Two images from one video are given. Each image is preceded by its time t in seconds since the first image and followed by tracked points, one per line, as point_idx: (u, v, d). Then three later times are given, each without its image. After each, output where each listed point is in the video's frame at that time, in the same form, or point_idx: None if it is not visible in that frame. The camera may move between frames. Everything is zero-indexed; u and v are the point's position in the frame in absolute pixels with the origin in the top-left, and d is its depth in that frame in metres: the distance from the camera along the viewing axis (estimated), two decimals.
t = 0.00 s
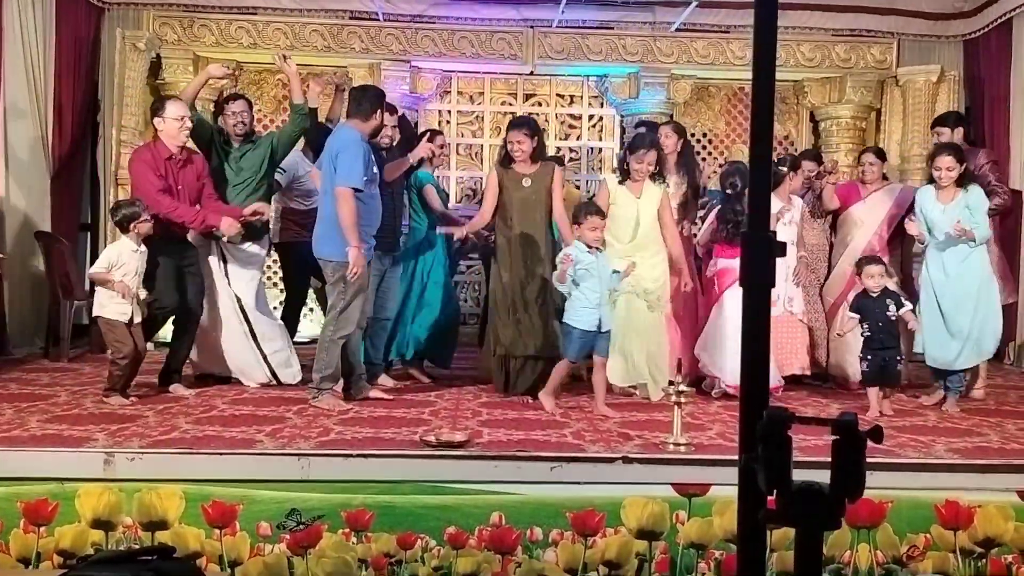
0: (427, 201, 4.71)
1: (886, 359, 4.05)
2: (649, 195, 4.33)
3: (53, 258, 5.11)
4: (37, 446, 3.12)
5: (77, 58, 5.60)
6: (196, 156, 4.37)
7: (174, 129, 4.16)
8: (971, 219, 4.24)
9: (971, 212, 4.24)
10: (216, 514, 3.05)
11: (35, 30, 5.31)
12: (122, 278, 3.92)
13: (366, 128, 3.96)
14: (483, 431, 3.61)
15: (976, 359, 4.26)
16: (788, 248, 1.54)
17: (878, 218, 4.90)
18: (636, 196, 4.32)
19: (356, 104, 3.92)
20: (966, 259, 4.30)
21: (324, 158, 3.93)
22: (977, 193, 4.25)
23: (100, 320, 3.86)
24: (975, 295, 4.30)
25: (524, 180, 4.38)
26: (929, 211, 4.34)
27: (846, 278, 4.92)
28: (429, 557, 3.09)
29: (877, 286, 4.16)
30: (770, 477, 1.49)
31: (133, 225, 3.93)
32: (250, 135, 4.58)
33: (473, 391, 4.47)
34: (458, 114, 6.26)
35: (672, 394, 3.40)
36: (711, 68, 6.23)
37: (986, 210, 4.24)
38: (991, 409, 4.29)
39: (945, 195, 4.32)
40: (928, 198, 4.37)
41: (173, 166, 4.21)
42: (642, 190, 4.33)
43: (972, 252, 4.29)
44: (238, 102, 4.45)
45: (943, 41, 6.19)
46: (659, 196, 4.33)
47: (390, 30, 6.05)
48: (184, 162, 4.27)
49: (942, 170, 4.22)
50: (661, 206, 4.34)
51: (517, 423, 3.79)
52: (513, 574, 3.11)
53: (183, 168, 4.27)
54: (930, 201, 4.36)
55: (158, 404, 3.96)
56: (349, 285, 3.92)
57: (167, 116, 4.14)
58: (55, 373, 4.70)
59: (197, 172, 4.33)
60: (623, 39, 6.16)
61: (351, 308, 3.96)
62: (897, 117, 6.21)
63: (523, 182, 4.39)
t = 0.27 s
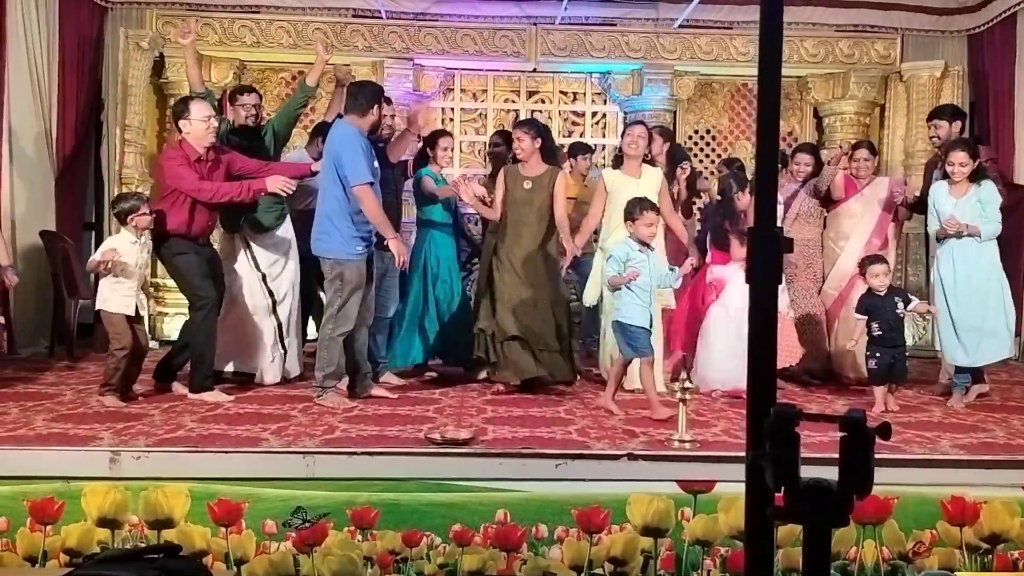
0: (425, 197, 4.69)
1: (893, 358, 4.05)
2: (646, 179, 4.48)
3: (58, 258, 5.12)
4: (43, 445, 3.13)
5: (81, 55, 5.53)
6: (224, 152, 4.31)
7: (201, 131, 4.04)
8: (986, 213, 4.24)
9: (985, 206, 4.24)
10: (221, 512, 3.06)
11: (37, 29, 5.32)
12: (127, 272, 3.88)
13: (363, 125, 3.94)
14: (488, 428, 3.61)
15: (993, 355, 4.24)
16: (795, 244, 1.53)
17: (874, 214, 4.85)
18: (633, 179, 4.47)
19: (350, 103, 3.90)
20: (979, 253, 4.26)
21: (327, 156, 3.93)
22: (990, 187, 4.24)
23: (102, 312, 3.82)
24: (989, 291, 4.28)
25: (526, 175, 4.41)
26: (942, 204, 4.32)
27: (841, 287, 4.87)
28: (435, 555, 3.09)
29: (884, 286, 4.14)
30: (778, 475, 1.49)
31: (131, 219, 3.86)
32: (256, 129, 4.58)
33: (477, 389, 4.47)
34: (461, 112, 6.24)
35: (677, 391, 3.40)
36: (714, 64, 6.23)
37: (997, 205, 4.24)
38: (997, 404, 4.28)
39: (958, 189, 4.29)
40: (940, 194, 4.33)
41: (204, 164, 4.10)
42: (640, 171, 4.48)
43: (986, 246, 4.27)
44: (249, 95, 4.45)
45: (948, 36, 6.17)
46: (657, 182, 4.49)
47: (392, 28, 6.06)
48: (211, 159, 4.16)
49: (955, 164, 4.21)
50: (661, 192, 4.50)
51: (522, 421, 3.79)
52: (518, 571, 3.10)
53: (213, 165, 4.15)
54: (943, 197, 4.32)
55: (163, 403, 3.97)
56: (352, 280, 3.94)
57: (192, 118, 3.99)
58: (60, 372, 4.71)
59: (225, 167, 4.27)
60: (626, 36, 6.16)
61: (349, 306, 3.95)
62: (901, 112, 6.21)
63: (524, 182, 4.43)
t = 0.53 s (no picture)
0: (422, 197, 4.70)
1: (891, 359, 4.06)
2: (652, 176, 4.50)
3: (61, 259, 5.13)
4: (46, 446, 3.13)
5: (83, 58, 5.60)
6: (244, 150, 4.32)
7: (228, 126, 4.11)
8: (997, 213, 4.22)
9: (995, 205, 4.22)
10: (225, 513, 3.06)
11: (40, 32, 5.31)
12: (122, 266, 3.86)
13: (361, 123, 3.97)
14: (491, 429, 3.61)
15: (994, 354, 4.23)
16: (799, 243, 1.52)
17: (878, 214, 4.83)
18: (638, 180, 4.48)
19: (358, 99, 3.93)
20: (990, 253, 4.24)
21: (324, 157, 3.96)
22: (999, 185, 4.23)
23: (96, 304, 3.80)
24: (997, 291, 4.26)
25: (533, 169, 4.42)
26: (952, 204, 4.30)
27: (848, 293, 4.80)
28: (438, 555, 3.09)
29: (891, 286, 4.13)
30: (782, 474, 1.48)
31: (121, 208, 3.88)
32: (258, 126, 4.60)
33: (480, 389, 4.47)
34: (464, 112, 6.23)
35: (681, 391, 3.39)
36: (717, 63, 6.22)
37: (1008, 204, 4.21)
38: (1000, 404, 4.26)
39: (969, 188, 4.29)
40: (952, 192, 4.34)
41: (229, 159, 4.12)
42: (644, 171, 4.50)
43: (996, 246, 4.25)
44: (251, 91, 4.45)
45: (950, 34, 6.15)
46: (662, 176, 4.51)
47: (394, 28, 6.06)
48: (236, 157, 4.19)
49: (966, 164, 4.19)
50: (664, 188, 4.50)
51: (525, 421, 3.79)
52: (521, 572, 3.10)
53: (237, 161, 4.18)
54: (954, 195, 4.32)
55: (166, 404, 3.97)
56: (348, 279, 3.94)
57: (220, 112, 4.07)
58: (63, 373, 4.71)
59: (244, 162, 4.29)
60: (629, 35, 6.15)
61: (341, 305, 3.95)
62: (904, 111, 6.19)
63: (532, 170, 4.44)
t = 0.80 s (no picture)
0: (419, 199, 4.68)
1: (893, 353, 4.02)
2: (659, 184, 4.47)
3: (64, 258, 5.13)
4: (50, 445, 3.14)
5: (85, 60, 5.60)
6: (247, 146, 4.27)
7: (235, 125, 4.05)
8: (1011, 207, 4.21)
9: (1010, 199, 4.22)
10: (228, 510, 3.06)
11: (42, 31, 5.31)
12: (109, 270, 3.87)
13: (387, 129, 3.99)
14: (494, 426, 3.61)
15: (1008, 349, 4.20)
16: (800, 236, 1.51)
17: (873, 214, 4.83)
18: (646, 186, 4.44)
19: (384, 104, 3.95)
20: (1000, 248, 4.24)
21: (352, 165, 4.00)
22: (1013, 180, 4.22)
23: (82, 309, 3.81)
24: (1013, 286, 4.24)
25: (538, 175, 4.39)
26: (964, 199, 4.29)
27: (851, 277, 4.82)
28: (442, 552, 3.07)
29: (892, 273, 4.12)
30: (784, 466, 1.47)
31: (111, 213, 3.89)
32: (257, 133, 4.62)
33: (484, 387, 4.47)
34: (467, 108, 6.27)
35: (683, 387, 3.39)
36: (719, 60, 6.21)
37: None
38: (1005, 399, 4.25)
39: (981, 183, 4.27)
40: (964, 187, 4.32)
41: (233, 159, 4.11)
42: (652, 178, 4.46)
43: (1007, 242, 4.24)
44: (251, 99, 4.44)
45: (953, 30, 6.14)
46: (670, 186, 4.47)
47: (396, 26, 6.06)
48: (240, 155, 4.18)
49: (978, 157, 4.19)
50: (669, 205, 4.45)
51: (528, 418, 3.79)
52: (525, 569, 3.09)
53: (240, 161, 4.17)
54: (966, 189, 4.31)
55: (170, 402, 3.97)
56: (370, 283, 3.92)
57: (226, 112, 4.00)
58: (67, 373, 4.71)
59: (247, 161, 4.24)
60: (630, 32, 6.14)
61: (367, 308, 3.94)
62: (907, 106, 6.18)
63: (536, 177, 4.40)
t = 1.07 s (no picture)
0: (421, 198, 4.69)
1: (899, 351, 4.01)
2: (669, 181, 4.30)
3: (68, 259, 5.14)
4: (56, 445, 3.15)
5: (92, 59, 5.67)
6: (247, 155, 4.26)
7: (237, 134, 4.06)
8: None
9: None
10: (234, 510, 3.07)
11: (47, 31, 5.32)
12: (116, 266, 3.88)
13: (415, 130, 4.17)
14: (499, 425, 3.61)
15: None
16: (806, 235, 1.51)
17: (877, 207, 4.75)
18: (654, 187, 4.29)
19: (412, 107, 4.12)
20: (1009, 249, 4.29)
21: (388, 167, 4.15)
22: None
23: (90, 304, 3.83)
24: None
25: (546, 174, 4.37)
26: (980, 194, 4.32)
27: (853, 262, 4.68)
28: (447, 552, 3.08)
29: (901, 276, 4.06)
30: (791, 466, 1.47)
31: (111, 208, 3.92)
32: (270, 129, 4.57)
33: (489, 386, 4.47)
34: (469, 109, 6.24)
35: (689, 386, 3.39)
36: (723, 58, 6.21)
37: None
38: (1010, 397, 4.24)
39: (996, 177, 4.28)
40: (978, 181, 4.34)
41: (228, 170, 4.10)
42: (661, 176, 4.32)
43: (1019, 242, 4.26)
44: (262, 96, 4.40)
45: (956, 27, 6.13)
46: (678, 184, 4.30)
47: (400, 26, 6.07)
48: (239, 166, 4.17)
49: (992, 151, 4.20)
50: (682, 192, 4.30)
51: (533, 417, 3.79)
52: (530, 568, 3.10)
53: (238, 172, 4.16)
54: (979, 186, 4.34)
55: (175, 402, 3.98)
56: (405, 272, 4.08)
57: (228, 120, 4.02)
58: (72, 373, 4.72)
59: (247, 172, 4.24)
60: (633, 31, 6.14)
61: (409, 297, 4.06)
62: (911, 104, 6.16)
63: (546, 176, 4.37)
